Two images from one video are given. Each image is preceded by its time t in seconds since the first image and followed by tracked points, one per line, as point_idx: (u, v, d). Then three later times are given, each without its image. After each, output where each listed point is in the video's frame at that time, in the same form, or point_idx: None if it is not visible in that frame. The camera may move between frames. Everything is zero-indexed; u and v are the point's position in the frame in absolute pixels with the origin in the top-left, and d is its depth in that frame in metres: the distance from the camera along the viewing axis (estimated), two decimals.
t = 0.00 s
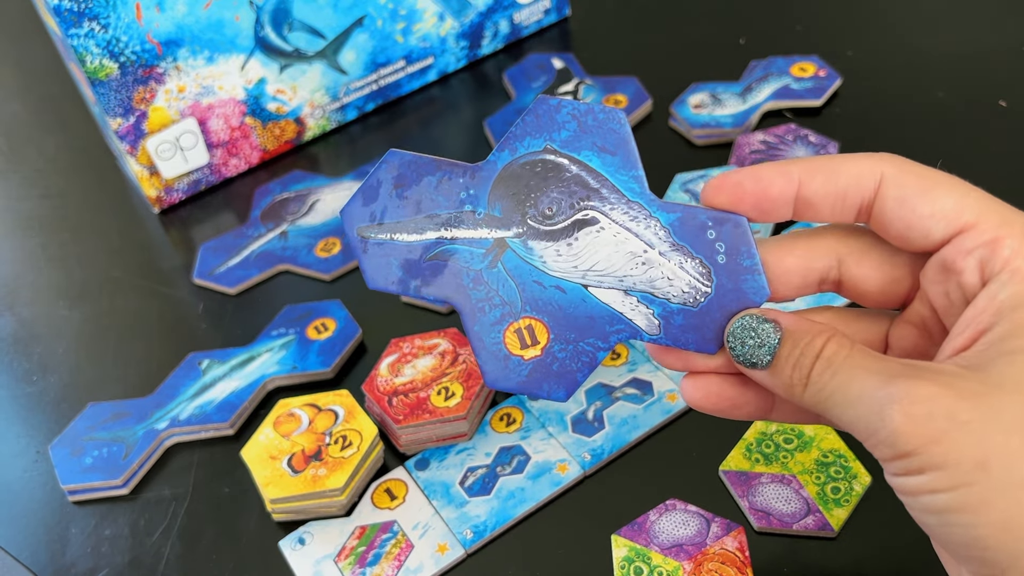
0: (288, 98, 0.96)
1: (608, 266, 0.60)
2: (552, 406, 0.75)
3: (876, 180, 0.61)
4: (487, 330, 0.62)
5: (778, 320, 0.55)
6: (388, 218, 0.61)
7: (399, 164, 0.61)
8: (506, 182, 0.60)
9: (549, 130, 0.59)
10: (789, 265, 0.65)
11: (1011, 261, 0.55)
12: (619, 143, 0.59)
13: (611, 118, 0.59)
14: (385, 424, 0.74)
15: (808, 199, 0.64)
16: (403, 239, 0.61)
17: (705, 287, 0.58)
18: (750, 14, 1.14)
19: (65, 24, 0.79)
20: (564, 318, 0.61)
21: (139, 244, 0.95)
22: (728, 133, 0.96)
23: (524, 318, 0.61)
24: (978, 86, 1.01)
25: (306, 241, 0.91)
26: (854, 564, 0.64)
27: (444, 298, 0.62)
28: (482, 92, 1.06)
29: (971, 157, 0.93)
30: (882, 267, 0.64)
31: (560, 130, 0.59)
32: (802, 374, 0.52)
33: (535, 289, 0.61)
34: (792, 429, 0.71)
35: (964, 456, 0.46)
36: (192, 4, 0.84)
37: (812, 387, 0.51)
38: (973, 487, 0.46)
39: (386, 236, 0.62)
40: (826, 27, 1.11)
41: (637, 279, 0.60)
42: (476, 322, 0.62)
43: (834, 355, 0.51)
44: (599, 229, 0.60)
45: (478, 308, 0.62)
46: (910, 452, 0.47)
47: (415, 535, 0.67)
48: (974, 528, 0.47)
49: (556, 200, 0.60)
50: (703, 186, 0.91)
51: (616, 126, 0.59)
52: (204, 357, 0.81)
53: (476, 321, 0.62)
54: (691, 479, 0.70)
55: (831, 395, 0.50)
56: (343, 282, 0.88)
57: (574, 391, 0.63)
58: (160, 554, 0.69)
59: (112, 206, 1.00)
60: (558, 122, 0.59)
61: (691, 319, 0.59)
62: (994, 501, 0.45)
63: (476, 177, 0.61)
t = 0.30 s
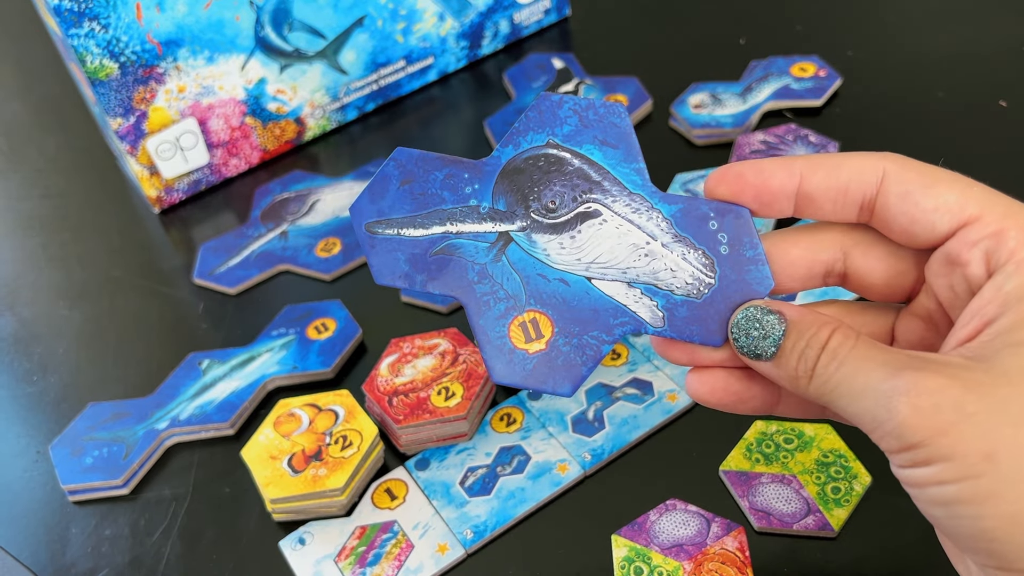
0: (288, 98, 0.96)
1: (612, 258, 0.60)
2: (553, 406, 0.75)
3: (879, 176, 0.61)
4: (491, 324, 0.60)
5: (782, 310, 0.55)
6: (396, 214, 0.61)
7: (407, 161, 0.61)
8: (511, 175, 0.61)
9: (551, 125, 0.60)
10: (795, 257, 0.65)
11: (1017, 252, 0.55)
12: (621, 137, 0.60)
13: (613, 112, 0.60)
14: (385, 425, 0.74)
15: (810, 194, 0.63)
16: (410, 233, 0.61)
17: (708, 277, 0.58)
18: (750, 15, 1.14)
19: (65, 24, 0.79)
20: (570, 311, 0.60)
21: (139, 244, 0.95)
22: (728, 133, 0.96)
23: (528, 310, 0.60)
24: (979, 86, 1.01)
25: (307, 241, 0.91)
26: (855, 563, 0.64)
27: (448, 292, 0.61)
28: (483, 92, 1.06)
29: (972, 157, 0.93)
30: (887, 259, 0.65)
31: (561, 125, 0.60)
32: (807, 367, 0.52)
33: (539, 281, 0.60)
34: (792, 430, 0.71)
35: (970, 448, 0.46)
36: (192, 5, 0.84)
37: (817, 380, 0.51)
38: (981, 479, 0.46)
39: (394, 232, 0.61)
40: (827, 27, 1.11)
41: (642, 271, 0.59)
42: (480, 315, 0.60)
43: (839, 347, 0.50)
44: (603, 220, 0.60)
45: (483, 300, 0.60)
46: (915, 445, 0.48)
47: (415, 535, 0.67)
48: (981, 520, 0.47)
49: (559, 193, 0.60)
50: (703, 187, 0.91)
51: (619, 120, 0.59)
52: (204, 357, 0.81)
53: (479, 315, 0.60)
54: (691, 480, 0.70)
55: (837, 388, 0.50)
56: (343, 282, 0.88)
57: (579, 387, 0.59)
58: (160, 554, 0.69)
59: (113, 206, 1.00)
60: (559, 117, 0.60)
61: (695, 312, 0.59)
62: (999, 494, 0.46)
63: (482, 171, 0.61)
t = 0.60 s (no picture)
0: (288, 98, 0.96)
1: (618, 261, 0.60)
2: (553, 406, 0.75)
3: (885, 181, 0.60)
4: (498, 328, 0.60)
5: (788, 312, 0.55)
6: (406, 220, 0.61)
7: (416, 166, 0.61)
8: (517, 178, 0.60)
9: (557, 129, 0.60)
10: (801, 260, 0.65)
11: None
12: (626, 141, 0.59)
13: (619, 117, 0.59)
14: (385, 424, 0.74)
15: (815, 198, 0.64)
16: (419, 238, 0.61)
17: (714, 280, 0.58)
18: (749, 14, 1.14)
19: (65, 24, 0.79)
20: (577, 314, 0.60)
21: (140, 244, 0.95)
22: (728, 133, 0.96)
23: (535, 314, 0.60)
24: (979, 86, 1.01)
25: (307, 241, 0.91)
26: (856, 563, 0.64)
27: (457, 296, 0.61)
28: (483, 92, 1.06)
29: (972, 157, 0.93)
30: (893, 263, 0.64)
31: (568, 129, 0.60)
32: (812, 370, 0.52)
33: (546, 285, 0.60)
34: (792, 430, 0.71)
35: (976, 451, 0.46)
36: (192, 5, 0.84)
37: (823, 383, 0.51)
38: (988, 482, 0.46)
39: (404, 236, 0.61)
40: (826, 27, 1.11)
41: (648, 274, 0.59)
42: (488, 318, 0.61)
43: (845, 350, 0.50)
44: (609, 224, 0.60)
45: (490, 304, 0.61)
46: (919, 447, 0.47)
47: (415, 535, 0.67)
48: (988, 523, 0.47)
49: (566, 197, 0.60)
50: (703, 186, 0.91)
51: (625, 123, 0.59)
52: (204, 357, 0.81)
53: (487, 318, 0.61)
54: (691, 480, 0.70)
55: (843, 391, 0.50)
56: (343, 282, 0.88)
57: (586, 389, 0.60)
58: (160, 554, 0.69)
59: (113, 206, 1.00)
60: (565, 121, 0.60)
61: (701, 314, 0.59)
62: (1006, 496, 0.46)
63: (488, 174, 0.61)
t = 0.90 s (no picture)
0: (288, 98, 0.96)
1: (612, 260, 0.60)
2: (554, 406, 0.75)
3: (881, 177, 0.61)
4: (492, 327, 0.60)
5: (782, 310, 0.55)
6: (398, 220, 0.62)
7: (408, 165, 0.62)
8: (511, 176, 0.61)
9: (549, 128, 0.60)
10: (795, 257, 0.65)
11: (1019, 254, 0.55)
12: (620, 139, 0.59)
13: (612, 114, 0.59)
14: (386, 425, 0.73)
15: (810, 195, 0.63)
16: (412, 238, 0.61)
17: (709, 279, 0.58)
18: (750, 15, 1.14)
19: (65, 24, 0.79)
20: (571, 314, 0.60)
21: (140, 244, 0.95)
22: (728, 133, 0.96)
23: (529, 313, 0.60)
24: (979, 86, 1.01)
25: (307, 241, 0.91)
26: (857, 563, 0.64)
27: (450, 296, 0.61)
28: (483, 92, 1.06)
29: (971, 158, 0.93)
30: (889, 259, 0.64)
31: (561, 127, 0.60)
32: (808, 369, 0.52)
33: (540, 284, 0.60)
34: (792, 430, 0.71)
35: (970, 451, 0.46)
36: (192, 5, 0.84)
37: (819, 382, 0.51)
38: (984, 483, 0.46)
39: (396, 235, 0.62)
40: (826, 27, 1.11)
41: (642, 272, 0.59)
42: (482, 318, 0.60)
43: (840, 349, 0.50)
44: (604, 222, 0.60)
45: (483, 304, 0.61)
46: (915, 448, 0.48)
47: (416, 535, 0.67)
48: (984, 523, 0.47)
49: (559, 195, 0.60)
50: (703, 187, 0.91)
51: (618, 121, 0.59)
52: (205, 357, 0.81)
53: (481, 318, 0.60)
54: (692, 480, 0.70)
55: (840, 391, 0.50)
56: (344, 282, 0.88)
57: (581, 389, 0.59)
58: (160, 554, 0.69)
59: (113, 206, 1.00)
60: (557, 119, 0.60)
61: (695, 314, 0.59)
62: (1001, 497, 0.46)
63: (481, 173, 0.61)
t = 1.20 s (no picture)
0: (288, 98, 0.96)
1: (599, 263, 0.60)
2: (553, 407, 0.75)
3: (872, 177, 0.61)
4: (480, 327, 0.62)
5: (768, 318, 0.55)
6: (384, 216, 0.61)
7: (394, 161, 0.61)
8: (500, 178, 0.60)
9: (539, 127, 0.59)
10: (784, 263, 0.65)
11: (1006, 258, 0.55)
12: (611, 142, 0.59)
13: (604, 116, 0.58)
14: (386, 425, 0.73)
15: (803, 198, 0.64)
16: (398, 235, 0.62)
17: (696, 285, 0.58)
18: (750, 15, 1.14)
19: (65, 24, 0.79)
20: (557, 316, 0.61)
21: (139, 245, 0.95)
22: (728, 133, 0.97)
23: (516, 314, 0.61)
24: (979, 86, 1.01)
25: (307, 241, 0.91)
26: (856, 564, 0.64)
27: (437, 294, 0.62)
28: (482, 91, 1.06)
29: (970, 159, 0.93)
30: (876, 263, 0.64)
31: (551, 128, 0.59)
32: (792, 379, 0.52)
33: (527, 286, 0.61)
34: (793, 430, 0.71)
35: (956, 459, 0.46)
36: (192, 5, 0.84)
37: (802, 392, 0.51)
38: (969, 490, 0.46)
39: (382, 232, 0.62)
40: (826, 27, 1.11)
41: (629, 277, 0.60)
42: (469, 317, 0.62)
43: (824, 358, 0.50)
44: (592, 225, 0.60)
45: (471, 304, 0.62)
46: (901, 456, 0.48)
47: (416, 535, 0.67)
48: (969, 530, 0.47)
49: (548, 198, 0.60)
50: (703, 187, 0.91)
51: (610, 123, 0.58)
52: (205, 357, 0.81)
53: (468, 318, 0.62)
54: (692, 480, 0.70)
55: (823, 401, 0.50)
56: (344, 282, 0.88)
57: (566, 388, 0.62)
58: (160, 554, 0.69)
59: (113, 206, 1.00)
60: (548, 119, 0.59)
61: (680, 319, 0.59)
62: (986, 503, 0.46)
63: (470, 174, 0.61)
